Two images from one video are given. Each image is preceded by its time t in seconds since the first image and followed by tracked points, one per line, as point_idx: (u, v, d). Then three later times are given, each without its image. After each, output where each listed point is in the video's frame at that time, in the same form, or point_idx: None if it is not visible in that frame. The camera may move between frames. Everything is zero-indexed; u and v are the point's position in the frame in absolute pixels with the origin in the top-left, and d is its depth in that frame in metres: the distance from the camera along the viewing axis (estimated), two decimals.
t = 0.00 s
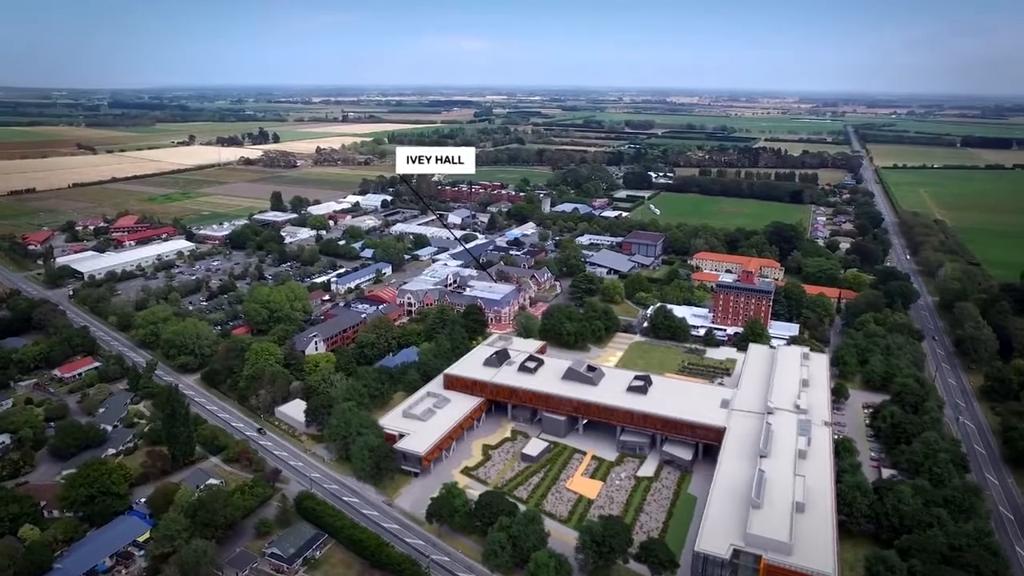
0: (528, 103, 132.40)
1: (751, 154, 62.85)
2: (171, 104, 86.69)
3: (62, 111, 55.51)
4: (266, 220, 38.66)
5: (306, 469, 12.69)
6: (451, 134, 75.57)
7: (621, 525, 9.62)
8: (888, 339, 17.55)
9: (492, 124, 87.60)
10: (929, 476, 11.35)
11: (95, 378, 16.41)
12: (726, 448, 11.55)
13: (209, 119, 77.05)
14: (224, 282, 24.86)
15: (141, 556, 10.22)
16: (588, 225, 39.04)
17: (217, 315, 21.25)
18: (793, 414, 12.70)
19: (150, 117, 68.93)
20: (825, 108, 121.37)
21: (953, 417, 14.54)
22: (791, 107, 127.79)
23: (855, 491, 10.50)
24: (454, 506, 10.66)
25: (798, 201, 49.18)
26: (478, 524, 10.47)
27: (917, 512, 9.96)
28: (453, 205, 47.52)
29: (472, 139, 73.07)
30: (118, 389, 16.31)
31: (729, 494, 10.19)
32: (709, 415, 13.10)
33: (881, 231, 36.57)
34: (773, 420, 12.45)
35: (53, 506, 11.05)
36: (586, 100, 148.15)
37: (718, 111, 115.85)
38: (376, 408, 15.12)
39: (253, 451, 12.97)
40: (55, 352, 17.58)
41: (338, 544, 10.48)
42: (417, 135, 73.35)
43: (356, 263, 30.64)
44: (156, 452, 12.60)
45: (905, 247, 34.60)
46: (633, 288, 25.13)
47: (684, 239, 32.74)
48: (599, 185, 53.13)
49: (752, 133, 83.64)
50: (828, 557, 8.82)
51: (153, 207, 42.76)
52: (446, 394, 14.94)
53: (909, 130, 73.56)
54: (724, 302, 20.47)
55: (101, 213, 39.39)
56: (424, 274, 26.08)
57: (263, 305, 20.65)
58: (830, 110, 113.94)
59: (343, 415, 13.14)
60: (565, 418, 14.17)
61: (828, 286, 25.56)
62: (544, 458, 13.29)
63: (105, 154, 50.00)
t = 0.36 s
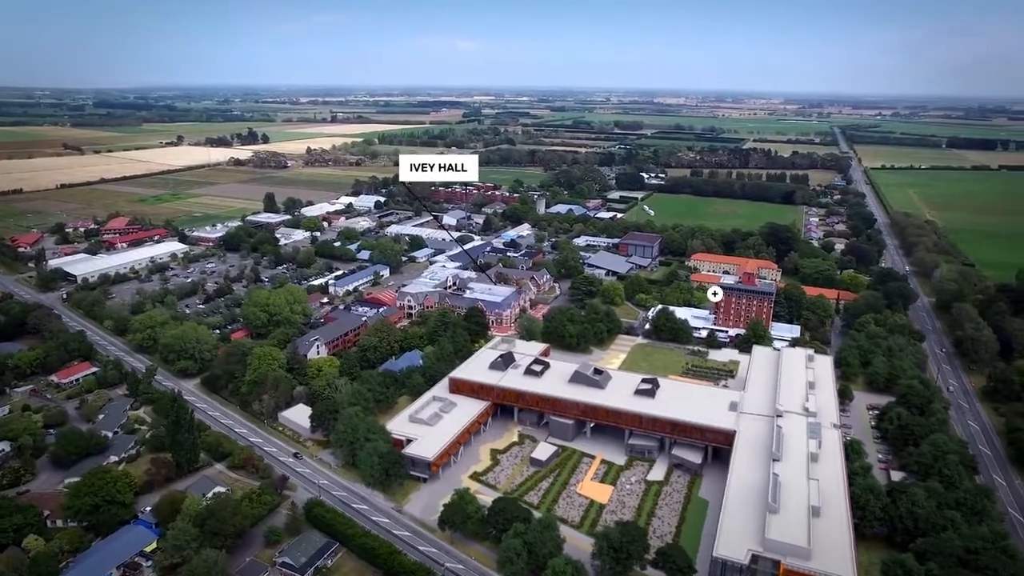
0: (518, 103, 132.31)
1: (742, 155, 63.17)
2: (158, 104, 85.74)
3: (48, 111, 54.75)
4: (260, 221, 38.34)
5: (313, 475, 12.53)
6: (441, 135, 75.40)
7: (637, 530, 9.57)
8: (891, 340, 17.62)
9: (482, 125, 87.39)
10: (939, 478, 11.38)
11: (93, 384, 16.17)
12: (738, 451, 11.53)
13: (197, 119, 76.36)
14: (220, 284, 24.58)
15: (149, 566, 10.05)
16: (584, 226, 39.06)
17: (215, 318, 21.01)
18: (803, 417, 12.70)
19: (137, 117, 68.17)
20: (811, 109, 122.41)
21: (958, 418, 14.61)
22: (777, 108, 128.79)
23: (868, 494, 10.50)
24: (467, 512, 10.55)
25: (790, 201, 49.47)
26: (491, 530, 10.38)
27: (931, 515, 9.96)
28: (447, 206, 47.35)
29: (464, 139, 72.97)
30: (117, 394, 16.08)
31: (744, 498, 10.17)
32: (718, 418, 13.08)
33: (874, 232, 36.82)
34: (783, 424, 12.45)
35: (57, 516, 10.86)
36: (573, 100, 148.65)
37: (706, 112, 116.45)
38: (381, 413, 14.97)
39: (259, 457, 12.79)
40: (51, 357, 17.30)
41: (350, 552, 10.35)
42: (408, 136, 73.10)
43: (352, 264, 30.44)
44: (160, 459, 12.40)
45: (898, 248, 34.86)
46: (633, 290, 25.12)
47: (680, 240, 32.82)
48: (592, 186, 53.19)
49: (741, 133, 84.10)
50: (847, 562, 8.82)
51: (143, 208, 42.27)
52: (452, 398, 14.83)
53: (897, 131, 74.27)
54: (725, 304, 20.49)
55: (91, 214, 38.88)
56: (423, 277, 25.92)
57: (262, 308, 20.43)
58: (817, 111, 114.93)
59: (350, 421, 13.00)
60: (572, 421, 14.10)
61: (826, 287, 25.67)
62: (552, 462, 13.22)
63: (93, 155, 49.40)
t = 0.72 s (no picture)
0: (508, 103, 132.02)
1: (734, 154, 63.37)
2: (146, 103, 84.83)
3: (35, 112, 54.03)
4: (254, 222, 38.05)
5: (319, 482, 12.39)
6: (433, 135, 75.14)
7: (652, 536, 9.49)
8: (892, 341, 17.67)
9: (473, 124, 87.17)
10: (948, 480, 11.38)
11: (91, 390, 15.94)
12: (748, 455, 11.49)
13: (187, 119, 75.66)
14: (217, 287, 24.34)
15: None
16: (580, 227, 39.03)
17: (213, 321, 20.78)
18: (811, 420, 12.68)
19: (125, 117, 67.41)
20: (799, 107, 123.06)
21: (962, 419, 14.64)
22: (765, 108, 129.43)
23: (880, 497, 10.47)
24: (478, 519, 10.45)
25: (784, 201, 49.66)
26: (503, 537, 10.28)
27: (943, 517, 9.94)
28: (442, 206, 47.18)
29: (456, 139, 72.77)
30: (116, 400, 15.86)
31: (756, 503, 10.13)
32: (726, 421, 13.04)
33: (869, 231, 36.99)
34: (792, 426, 12.42)
35: (59, 526, 10.67)
36: (563, 99, 148.88)
37: (696, 111, 116.79)
38: (385, 418, 14.83)
39: (263, 464, 12.62)
40: (47, 363, 17.04)
41: (360, 561, 10.22)
42: (400, 136, 72.82)
43: (349, 266, 30.25)
44: (163, 467, 12.21)
45: (893, 248, 35.05)
46: (632, 291, 25.12)
47: (677, 240, 32.84)
48: (587, 185, 53.17)
49: (731, 133, 84.41)
50: (863, 566, 8.79)
51: (135, 210, 41.84)
52: (457, 402, 14.71)
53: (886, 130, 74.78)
54: (727, 305, 20.49)
55: (82, 215, 38.41)
56: (422, 278, 25.76)
57: (261, 311, 20.22)
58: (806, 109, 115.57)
59: (355, 426, 12.85)
60: (579, 425, 14.03)
61: (824, 286, 25.73)
62: (560, 466, 13.14)
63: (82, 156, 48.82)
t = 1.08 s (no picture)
0: (499, 104, 131.93)
1: (728, 154, 63.55)
2: (135, 105, 84.14)
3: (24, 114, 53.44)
4: (250, 225, 37.82)
5: (324, 488, 12.26)
6: (426, 137, 74.94)
7: (665, 541, 9.41)
8: (894, 341, 17.70)
9: (465, 126, 86.99)
10: (956, 480, 11.37)
11: (90, 397, 15.76)
12: (756, 457, 11.47)
13: (178, 121, 75.11)
14: (214, 291, 24.16)
15: None
16: (577, 228, 39.02)
17: (212, 326, 20.59)
18: (818, 421, 12.66)
19: (115, 120, 66.82)
20: (788, 108, 123.73)
21: (965, 418, 14.66)
22: (756, 108, 130.01)
23: (890, 498, 10.45)
24: (487, 524, 10.37)
25: (779, 201, 49.82)
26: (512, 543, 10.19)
27: (954, 517, 9.91)
28: (438, 208, 47.06)
29: (449, 141, 72.64)
30: (115, 407, 15.67)
31: (768, 506, 10.09)
32: (733, 422, 13.00)
33: (865, 231, 37.14)
34: (799, 427, 12.39)
35: (61, 537, 10.49)
36: (554, 100, 149.15)
37: (687, 111, 117.10)
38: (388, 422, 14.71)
39: (267, 470, 12.49)
40: (44, 369, 16.82)
41: (368, 569, 10.10)
42: (393, 138, 72.64)
43: (347, 269, 30.10)
44: (166, 474, 12.05)
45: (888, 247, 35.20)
46: (632, 292, 25.12)
47: (675, 241, 32.87)
48: (582, 187, 53.17)
49: (723, 133, 84.67)
50: (876, 569, 8.76)
51: (128, 213, 41.48)
52: (461, 406, 14.61)
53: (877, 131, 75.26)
54: (728, 306, 20.49)
55: (75, 219, 38.04)
56: (421, 281, 25.67)
57: (260, 315, 20.05)
58: (796, 110, 116.10)
59: (360, 431, 12.72)
60: (584, 428, 13.95)
61: (823, 286, 25.79)
62: (567, 470, 13.06)
63: (73, 159, 48.35)
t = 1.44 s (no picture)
0: (488, 104, 131.58)
1: (719, 154, 63.77)
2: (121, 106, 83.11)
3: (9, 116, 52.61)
4: (243, 227, 37.47)
5: (330, 495, 12.12)
6: (416, 137, 74.63)
7: (679, 545, 9.35)
8: (894, 340, 17.78)
9: (455, 126, 86.69)
10: (964, 480, 11.41)
11: (87, 404, 15.52)
12: (766, 459, 11.46)
13: (165, 122, 74.31)
14: (210, 294, 23.89)
15: None
16: (572, 229, 38.99)
17: (209, 330, 20.36)
18: (825, 421, 12.68)
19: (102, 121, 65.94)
20: (775, 107, 124.45)
21: (967, 416, 14.74)
22: (743, 108, 130.67)
23: (901, 498, 10.47)
24: (498, 530, 10.29)
25: (771, 201, 50.02)
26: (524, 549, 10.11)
27: (965, 518, 9.94)
28: (431, 209, 46.83)
29: (440, 141, 72.41)
30: (113, 414, 15.44)
31: (780, 508, 10.07)
32: (740, 424, 12.99)
33: (859, 229, 37.35)
34: (807, 428, 12.40)
35: (63, 548, 10.29)
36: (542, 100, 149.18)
37: (677, 111, 117.51)
38: (392, 427, 14.58)
39: (272, 477, 12.33)
40: (39, 376, 16.55)
41: None
42: (384, 139, 72.31)
43: (342, 271, 29.88)
44: (169, 483, 11.86)
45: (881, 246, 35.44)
46: (630, 293, 25.11)
47: (671, 241, 32.92)
48: (575, 187, 53.14)
49: (712, 132, 85.04)
50: (892, 571, 8.76)
51: (118, 216, 40.96)
52: (465, 409, 14.51)
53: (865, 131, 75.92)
54: (728, 306, 20.52)
55: (64, 222, 37.52)
56: (419, 283, 25.54)
57: (259, 318, 19.85)
58: (783, 109, 116.83)
59: (366, 436, 12.59)
60: (590, 430, 13.89)
61: (820, 286, 25.89)
62: (574, 474, 13.00)
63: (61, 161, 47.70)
